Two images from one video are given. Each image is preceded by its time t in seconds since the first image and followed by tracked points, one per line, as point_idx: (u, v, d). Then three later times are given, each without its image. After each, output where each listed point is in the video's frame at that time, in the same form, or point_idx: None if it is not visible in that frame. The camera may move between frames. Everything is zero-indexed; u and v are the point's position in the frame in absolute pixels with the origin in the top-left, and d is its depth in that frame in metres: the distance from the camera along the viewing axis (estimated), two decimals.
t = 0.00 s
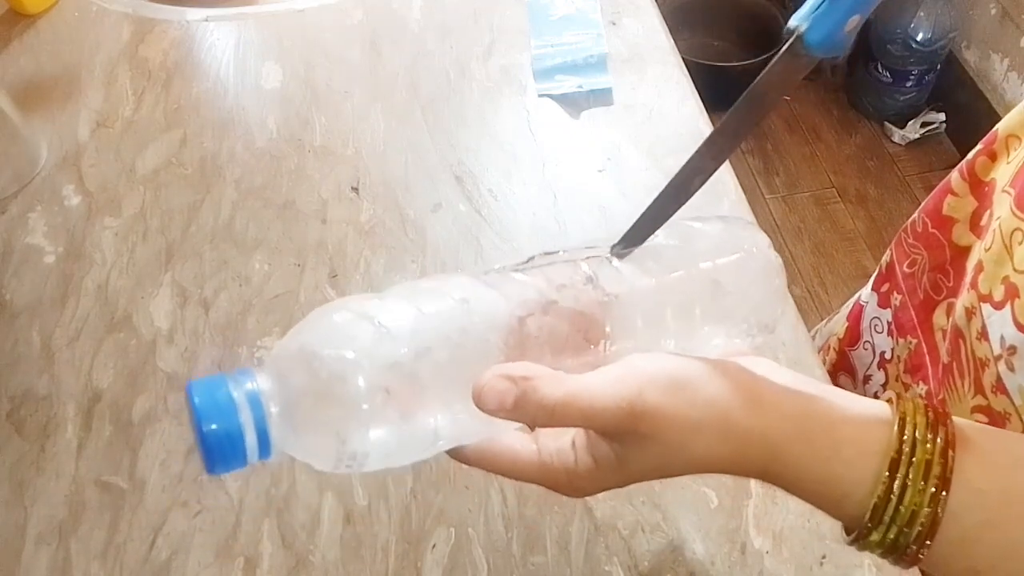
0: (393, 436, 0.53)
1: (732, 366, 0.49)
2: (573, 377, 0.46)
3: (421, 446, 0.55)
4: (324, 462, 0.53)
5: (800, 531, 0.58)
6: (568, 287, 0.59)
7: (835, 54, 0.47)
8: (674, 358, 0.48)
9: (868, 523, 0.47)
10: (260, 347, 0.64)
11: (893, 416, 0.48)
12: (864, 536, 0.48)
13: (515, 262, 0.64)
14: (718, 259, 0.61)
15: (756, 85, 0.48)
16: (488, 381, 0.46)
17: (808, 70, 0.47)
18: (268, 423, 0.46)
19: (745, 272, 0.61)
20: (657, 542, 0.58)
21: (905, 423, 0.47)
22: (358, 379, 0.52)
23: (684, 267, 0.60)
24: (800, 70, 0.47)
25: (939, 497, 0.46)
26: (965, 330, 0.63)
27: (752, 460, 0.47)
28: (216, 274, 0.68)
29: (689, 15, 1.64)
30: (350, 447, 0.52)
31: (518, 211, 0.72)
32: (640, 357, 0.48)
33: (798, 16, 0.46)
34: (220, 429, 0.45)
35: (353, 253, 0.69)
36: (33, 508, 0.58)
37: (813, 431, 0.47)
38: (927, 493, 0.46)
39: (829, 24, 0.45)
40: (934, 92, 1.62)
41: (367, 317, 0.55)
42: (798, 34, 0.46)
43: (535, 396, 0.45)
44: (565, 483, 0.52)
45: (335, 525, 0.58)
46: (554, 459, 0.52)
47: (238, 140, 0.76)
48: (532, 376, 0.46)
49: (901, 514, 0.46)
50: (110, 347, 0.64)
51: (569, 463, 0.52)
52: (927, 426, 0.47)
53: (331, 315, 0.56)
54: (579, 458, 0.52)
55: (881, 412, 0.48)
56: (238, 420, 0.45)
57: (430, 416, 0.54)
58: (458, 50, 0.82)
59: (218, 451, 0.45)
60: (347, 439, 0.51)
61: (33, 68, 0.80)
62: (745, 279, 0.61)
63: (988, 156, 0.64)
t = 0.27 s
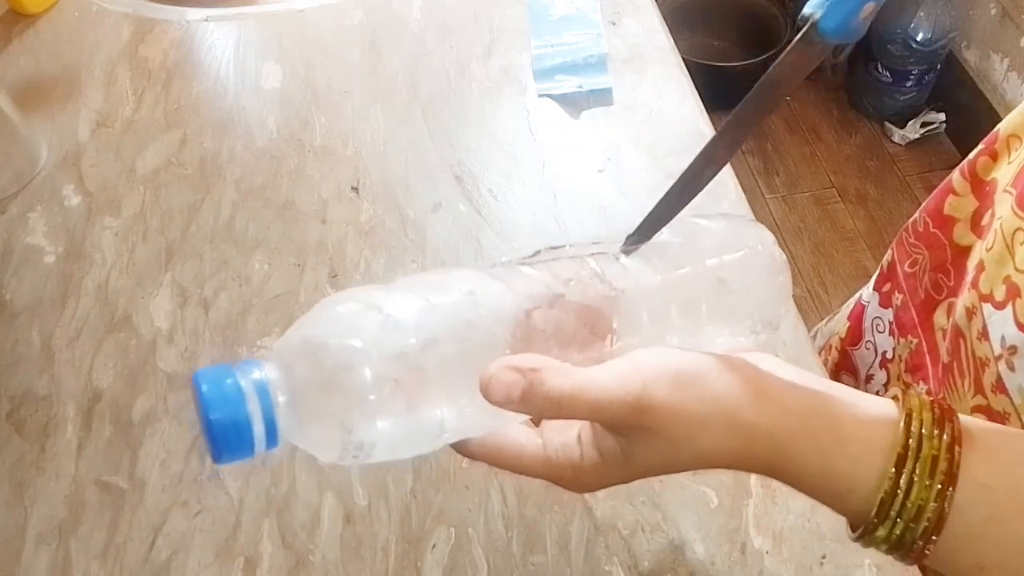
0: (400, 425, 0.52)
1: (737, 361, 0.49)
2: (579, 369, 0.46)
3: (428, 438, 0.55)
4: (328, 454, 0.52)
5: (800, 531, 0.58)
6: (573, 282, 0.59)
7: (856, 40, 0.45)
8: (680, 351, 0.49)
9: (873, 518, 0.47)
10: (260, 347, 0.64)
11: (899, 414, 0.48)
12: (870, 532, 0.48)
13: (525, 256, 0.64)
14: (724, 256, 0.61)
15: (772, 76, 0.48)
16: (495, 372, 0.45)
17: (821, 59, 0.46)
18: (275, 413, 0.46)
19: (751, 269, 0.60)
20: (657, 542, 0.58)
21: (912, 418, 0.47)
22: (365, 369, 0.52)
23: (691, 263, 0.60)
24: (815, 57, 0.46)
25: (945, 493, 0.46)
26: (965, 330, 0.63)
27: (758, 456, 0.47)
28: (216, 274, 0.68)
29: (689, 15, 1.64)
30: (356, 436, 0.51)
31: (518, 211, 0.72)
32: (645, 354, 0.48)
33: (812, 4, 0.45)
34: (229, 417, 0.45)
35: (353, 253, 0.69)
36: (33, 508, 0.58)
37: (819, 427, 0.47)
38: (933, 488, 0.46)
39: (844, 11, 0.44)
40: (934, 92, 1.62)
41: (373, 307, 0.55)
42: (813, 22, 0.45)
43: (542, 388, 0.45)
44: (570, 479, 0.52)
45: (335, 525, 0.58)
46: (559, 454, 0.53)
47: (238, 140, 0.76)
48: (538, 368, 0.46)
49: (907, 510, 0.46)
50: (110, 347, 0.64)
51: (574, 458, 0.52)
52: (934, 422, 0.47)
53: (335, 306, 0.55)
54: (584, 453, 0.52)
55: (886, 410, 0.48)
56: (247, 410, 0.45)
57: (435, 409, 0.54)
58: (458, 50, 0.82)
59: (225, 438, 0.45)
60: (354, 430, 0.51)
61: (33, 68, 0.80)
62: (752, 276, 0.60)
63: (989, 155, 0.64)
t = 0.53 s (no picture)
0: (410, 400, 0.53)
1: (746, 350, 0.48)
2: (588, 354, 0.46)
3: (434, 416, 0.55)
4: (336, 427, 0.53)
5: (800, 531, 0.58)
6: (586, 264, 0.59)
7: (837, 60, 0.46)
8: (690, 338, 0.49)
9: (883, 511, 0.47)
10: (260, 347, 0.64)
11: (910, 406, 0.47)
12: (879, 526, 0.48)
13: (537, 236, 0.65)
14: (739, 242, 0.61)
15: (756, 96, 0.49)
16: (505, 354, 0.47)
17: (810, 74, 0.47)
18: (283, 385, 0.45)
19: (766, 259, 0.61)
20: (657, 542, 0.58)
21: (923, 413, 0.46)
22: (372, 346, 0.52)
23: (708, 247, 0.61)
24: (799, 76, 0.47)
25: (954, 488, 0.45)
26: (964, 334, 0.63)
27: (769, 447, 0.46)
28: (216, 274, 0.68)
29: (689, 15, 1.64)
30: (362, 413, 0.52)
31: (518, 211, 0.72)
32: (657, 339, 0.48)
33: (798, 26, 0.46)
34: (236, 386, 0.44)
35: (353, 253, 0.69)
36: (33, 508, 0.58)
37: (832, 418, 0.46)
38: (944, 483, 0.45)
39: (828, 35, 0.45)
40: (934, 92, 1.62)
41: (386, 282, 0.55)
42: (799, 44, 0.46)
43: (552, 371, 0.45)
44: (576, 463, 0.51)
45: (335, 525, 0.58)
46: (565, 437, 0.52)
47: (238, 140, 0.76)
48: (548, 350, 0.46)
49: (917, 505, 0.46)
50: (110, 347, 0.64)
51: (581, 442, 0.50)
52: (946, 417, 0.46)
53: (340, 285, 0.54)
54: (591, 438, 0.50)
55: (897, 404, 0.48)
56: (253, 378, 0.44)
57: (445, 384, 0.55)
58: (458, 50, 0.82)
59: (229, 410, 0.44)
60: (361, 409, 0.52)
61: (32, 68, 0.80)
62: (766, 266, 0.60)
63: (989, 160, 0.64)
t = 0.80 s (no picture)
0: (388, 433, 0.53)
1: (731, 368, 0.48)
2: (574, 377, 0.46)
3: (412, 450, 0.54)
4: (312, 463, 0.52)
5: (800, 531, 0.58)
6: (568, 287, 0.60)
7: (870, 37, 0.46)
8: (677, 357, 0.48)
9: (872, 528, 0.47)
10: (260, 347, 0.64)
11: (897, 422, 0.48)
12: (869, 543, 0.48)
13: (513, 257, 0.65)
14: (721, 257, 0.60)
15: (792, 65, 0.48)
16: (490, 382, 0.45)
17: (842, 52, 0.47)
18: (254, 423, 0.45)
19: (748, 274, 0.60)
20: (657, 542, 0.58)
21: (911, 427, 0.47)
22: (349, 379, 0.52)
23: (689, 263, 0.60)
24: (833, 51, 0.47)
25: (944, 502, 0.46)
26: (963, 334, 0.63)
27: (758, 464, 0.46)
28: (216, 274, 0.68)
29: (689, 15, 1.64)
30: (340, 449, 0.52)
31: (518, 211, 0.72)
32: (645, 358, 0.48)
33: None
34: (205, 429, 0.44)
35: (353, 254, 0.69)
36: (33, 508, 0.58)
37: (820, 437, 0.46)
38: (933, 498, 0.46)
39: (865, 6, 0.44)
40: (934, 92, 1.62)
41: (361, 310, 0.55)
42: (836, 14, 0.45)
43: (538, 399, 0.44)
44: (561, 486, 0.51)
45: (335, 525, 0.58)
46: (549, 459, 0.51)
47: (238, 140, 0.76)
48: (534, 377, 0.45)
49: (907, 520, 0.46)
50: (110, 348, 0.64)
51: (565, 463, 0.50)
52: (933, 431, 0.47)
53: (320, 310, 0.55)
54: (576, 459, 0.50)
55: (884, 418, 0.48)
56: (222, 418, 0.44)
57: (420, 414, 0.54)
58: (458, 51, 0.82)
59: (197, 451, 0.44)
60: (338, 445, 0.51)
61: (32, 68, 0.80)
62: (748, 279, 0.60)
63: (988, 161, 0.65)
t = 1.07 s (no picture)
0: (390, 422, 0.53)
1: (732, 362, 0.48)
2: (579, 367, 0.46)
3: (412, 436, 0.55)
4: (312, 450, 0.53)
5: (800, 531, 0.58)
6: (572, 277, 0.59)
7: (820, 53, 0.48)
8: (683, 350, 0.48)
9: (869, 521, 0.48)
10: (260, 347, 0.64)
11: (895, 414, 0.49)
12: (865, 536, 0.49)
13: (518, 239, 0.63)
14: (724, 247, 0.60)
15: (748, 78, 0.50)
16: (492, 370, 0.46)
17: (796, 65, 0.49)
18: (254, 410, 0.46)
19: (751, 265, 0.59)
20: (657, 542, 0.58)
21: (909, 421, 0.48)
22: (349, 366, 0.51)
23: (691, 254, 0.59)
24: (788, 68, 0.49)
25: (941, 496, 0.46)
26: (959, 333, 0.63)
27: (756, 454, 0.47)
28: (216, 274, 0.68)
29: (689, 15, 1.64)
30: (339, 436, 0.52)
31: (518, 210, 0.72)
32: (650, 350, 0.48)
33: (784, 15, 0.47)
34: (206, 414, 0.44)
35: (353, 254, 0.69)
36: (33, 508, 0.58)
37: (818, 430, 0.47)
38: (930, 491, 0.46)
39: (817, 24, 0.46)
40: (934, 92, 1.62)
41: (364, 295, 0.55)
42: (785, 32, 0.47)
43: (541, 388, 0.45)
44: (562, 474, 0.52)
45: (335, 526, 0.58)
46: (550, 446, 0.53)
47: (238, 140, 0.76)
48: (537, 366, 0.46)
49: (903, 513, 0.47)
50: (110, 348, 0.64)
51: (563, 451, 0.52)
52: (931, 425, 0.48)
53: (320, 296, 0.55)
54: (575, 447, 0.52)
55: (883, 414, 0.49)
56: (223, 403, 0.45)
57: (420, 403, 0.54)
58: (458, 50, 0.82)
59: (199, 437, 0.44)
60: (338, 433, 0.51)
61: (32, 68, 0.80)
62: (751, 271, 0.59)
63: (988, 161, 0.64)
